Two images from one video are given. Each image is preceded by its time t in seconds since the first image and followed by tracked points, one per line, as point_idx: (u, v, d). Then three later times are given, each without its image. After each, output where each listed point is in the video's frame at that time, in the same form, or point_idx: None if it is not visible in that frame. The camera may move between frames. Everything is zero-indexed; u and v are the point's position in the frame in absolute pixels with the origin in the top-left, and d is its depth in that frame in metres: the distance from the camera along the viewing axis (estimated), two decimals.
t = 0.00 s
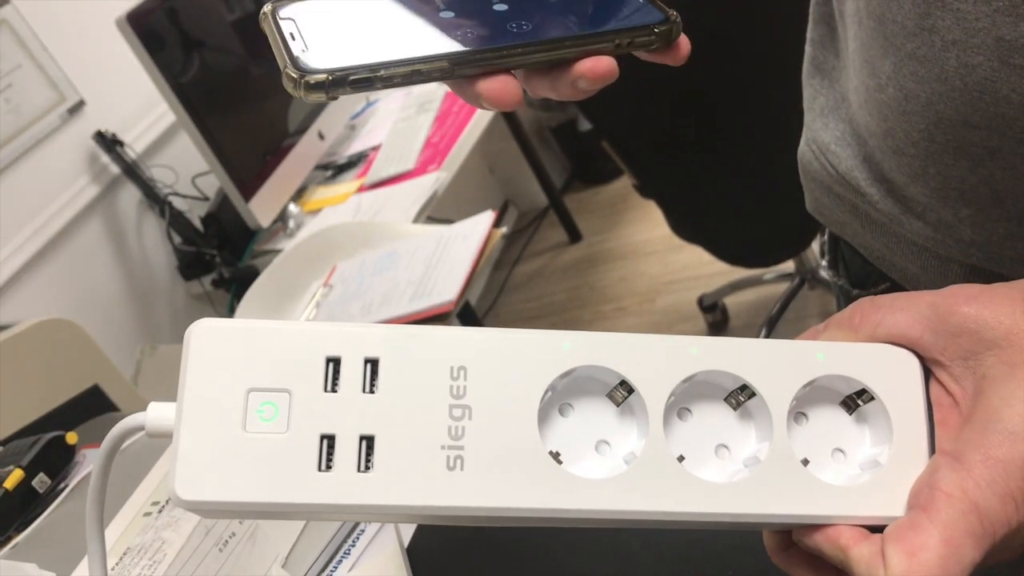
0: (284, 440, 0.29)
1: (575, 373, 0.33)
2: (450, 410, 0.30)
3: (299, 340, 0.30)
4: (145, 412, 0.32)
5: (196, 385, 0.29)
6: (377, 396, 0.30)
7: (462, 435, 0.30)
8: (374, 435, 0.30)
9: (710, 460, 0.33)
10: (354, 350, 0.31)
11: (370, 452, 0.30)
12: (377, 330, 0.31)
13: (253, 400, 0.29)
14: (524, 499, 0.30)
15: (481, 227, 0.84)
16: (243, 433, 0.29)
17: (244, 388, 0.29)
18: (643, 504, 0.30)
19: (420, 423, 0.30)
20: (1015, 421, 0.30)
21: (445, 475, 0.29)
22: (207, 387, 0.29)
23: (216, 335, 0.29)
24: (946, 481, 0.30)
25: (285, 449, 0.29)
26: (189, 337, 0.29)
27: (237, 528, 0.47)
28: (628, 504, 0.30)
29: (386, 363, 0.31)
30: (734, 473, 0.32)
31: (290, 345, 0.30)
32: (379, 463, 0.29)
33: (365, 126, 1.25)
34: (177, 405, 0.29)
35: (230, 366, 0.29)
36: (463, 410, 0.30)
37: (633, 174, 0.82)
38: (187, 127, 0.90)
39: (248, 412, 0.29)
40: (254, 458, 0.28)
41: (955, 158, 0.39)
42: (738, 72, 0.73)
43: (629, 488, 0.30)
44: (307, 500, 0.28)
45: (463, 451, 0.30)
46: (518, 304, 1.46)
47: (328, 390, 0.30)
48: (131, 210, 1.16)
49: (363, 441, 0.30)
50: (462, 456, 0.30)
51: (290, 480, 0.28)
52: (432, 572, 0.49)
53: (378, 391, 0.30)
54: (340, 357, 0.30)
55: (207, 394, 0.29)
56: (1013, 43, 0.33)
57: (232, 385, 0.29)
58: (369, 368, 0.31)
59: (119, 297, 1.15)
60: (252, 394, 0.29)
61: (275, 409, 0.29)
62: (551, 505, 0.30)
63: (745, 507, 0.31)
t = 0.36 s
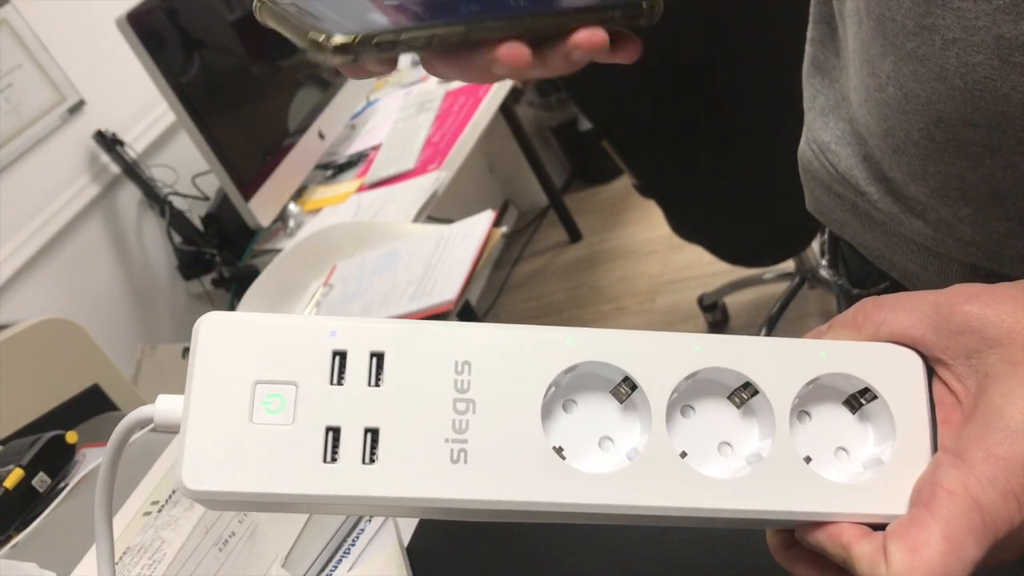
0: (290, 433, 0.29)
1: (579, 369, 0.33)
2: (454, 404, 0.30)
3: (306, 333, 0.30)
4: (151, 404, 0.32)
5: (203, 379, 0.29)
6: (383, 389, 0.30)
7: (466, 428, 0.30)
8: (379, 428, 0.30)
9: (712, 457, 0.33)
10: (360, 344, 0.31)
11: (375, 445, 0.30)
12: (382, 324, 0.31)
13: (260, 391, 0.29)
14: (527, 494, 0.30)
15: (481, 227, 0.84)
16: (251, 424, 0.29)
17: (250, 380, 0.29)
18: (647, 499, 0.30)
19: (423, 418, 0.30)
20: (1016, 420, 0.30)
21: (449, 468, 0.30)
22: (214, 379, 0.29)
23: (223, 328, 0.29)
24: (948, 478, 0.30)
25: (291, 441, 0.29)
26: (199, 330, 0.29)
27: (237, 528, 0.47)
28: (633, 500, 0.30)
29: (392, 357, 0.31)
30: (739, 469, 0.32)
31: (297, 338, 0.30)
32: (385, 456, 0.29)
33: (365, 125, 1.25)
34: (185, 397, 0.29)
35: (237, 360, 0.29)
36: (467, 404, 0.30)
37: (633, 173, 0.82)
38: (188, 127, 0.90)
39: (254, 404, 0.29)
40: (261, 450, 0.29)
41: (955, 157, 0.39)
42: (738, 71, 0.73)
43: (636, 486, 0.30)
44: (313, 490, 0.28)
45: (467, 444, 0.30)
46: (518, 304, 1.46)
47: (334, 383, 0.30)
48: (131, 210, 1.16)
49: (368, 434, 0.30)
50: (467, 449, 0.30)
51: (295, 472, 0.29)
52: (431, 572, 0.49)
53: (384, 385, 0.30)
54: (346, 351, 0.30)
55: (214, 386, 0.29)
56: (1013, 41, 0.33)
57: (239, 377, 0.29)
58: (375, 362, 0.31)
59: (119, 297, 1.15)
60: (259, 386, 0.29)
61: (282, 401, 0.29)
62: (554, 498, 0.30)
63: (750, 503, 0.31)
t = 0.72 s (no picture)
0: (297, 404, 0.29)
1: (582, 354, 0.33)
2: (456, 382, 0.30)
3: (315, 308, 0.30)
4: (164, 375, 0.32)
5: (213, 349, 0.29)
6: (388, 365, 0.30)
7: (468, 406, 0.30)
8: (383, 404, 0.30)
9: (712, 445, 0.33)
10: (367, 321, 0.31)
11: (378, 421, 0.30)
12: (390, 303, 0.31)
13: (268, 364, 0.29)
14: (524, 473, 0.29)
15: (482, 226, 0.84)
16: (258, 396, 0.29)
17: (259, 353, 0.29)
18: (644, 482, 0.30)
19: (424, 400, 0.30)
20: (1015, 408, 0.30)
21: (449, 444, 0.29)
22: (224, 349, 0.29)
23: (237, 301, 0.29)
24: (945, 465, 0.30)
25: (296, 414, 0.29)
26: (210, 303, 0.29)
27: (238, 528, 0.47)
28: (630, 481, 0.30)
29: (398, 335, 0.31)
30: (737, 456, 0.32)
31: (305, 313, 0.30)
32: (387, 431, 0.29)
33: (366, 125, 1.25)
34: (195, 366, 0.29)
35: (247, 333, 0.29)
36: (470, 383, 0.30)
37: (633, 171, 0.82)
38: (188, 126, 0.90)
39: (263, 376, 0.29)
40: (265, 422, 0.28)
41: (955, 155, 0.39)
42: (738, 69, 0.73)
43: (633, 468, 0.30)
44: (315, 463, 0.28)
45: (468, 422, 0.30)
46: (519, 304, 1.46)
47: (340, 357, 0.30)
48: (132, 209, 1.16)
49: (373, 410, 0.30)
50: (468, 426, 0.30)
51: (297, 443, 0.28)
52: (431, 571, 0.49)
53: (390, 361, 0.30)
54: (354, 328, 0.30)
55: (223, 356, 0.29)
56: (1013, 38, 0.33)
57: (249, 348, 0.29)
58: (381, 340, 0.31)
59: (120, 297, 1.15)
60: (268, 359, 0.29)
61: (289, 373, 0.29)
62: (552, 478, 0.30)
63: (747, 488, 0.30)
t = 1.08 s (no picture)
0: (308, 396, 0.29)
1: (601, 351, 0.34)
2: (475, 375, 0.31)
3: (328, 301, 0.31)
4: (165, 367, 0.32)
5: (223, 341, 0.29)
6: (404, 356, 0.31)
7: (487, 400, 0.30)
8: (399, 396, 0.30)
9: (732, 443, 0.33)
10: (380, 312, 0.31)
11: (393, 414, 0.30)
12: (404, 296, 0.32)
13: (278, 353, 0.29)
14: (546, 468, 0.30)
15: (483, 224, 0.84)
16: (270, 385, 0.29)
17: (270, 342, 0.29)
18: (664, 476, 0.30)
19: (442, 393, 0.30)
20: None
21: (468, 438, 0.30)
22: (235, 341, 0.29)
23: (246, 291, 0.30)
24: (971, 461, 0.30)
25: (309, 403, 0.29)
26: (218, 290, 0.29)
27: (240, 527, 0.47)
28: (653, 479, 0.30)
29: (414, 326, 0.31)
30: (758, 452, 0.32)
31: (320, 306, 0.31)
32: (402, 422, 0.29)
33: (367, 125, 1.25)
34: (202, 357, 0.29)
35: (261, 324, 0.30)
36: (488, 376, 0.31)
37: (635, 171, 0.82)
38: (190, 126, 0.90)
39: (273, 365, 0.29)
40: (277, 411, 0.28)
41: (958, 158, 0.39)
42: (740, 68, 0.73)
43: (655, 463, 0.31)
44: (328, 454, 0.28)
45: (487, 416, 0.30)
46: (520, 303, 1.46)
47: (354, 348, 0.31)
48: (133, 209, 1.16)
49: (387, 403, 0.30)
50: (487, 421, 0.30)
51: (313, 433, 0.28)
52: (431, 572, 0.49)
53: (405, 352, 0.31)
54: (367, 318, 0.31)
55: (235, 348, 0.29)
56: (1019, 41, 0.33)
57: (261, 339, 0.29)
58: (397, 331, 0.31)
59: (122, 296, 1.15)
60: (278, 348, 0.29)
61: (300, 364, 0.30)
62: (572, 473, 0.30)
63: (771, 484, 0.31)
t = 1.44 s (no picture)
0: (337, 442, 0.29)
1: (629, 379, 0.33)
2: (504, 413, 0.31)
3: (351, 345, 0.31)
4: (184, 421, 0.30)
5: (246, 392, 0.29)
6: (430, 397, 0.30)
7: (518, 437, 0.30)
8: (428, 438, 0.30)
9: (766, 469, 0.33)
10: (405, 354, 0.31)
11: (423, 456, 0.29)
12: (425, 336, 0.32)
13: (303, 402, 0.29)
14: (584, 500, 0.29)
15: (485, 225, 0.84)
16: (298, 435, 0.28)
17: (296, 391, 0.29)
18: (701, 506, 0.30)
19: (475, 427, 0.30)
20: None
21: (501, 479, 0.29)
22: (259, 393, 0.29)
23: (267, 338, 0.30)
24: (1011, 476, 0.30)
25: (338, 452, 0.28)
26: (239, 337, 0.29)
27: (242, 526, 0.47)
28: (688, 508, 0.30)
29: (438, 365, 0.31)
30: (795, 478, 0.32)
31: (343, 350, 0.30)
32: (433, 466, 0.29)
33: (369, 126, 1.25)
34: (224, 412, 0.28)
35: (284, 374, 0.29)
36: (518, 413, 0.31)
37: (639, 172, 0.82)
38: (192, 125, 0.90)
39: (299, 415, 0.29)
40: (305, 461, 0.28)
41: (964, 158, 0.39)
42: (745, 69, 0.73)
43: (690, 492, 0.30)
44: (358, 504, 0.28)
45: (519, 454, 0.30)
46: (522, 303, 1.46)
47: (379, 392, 0.30)
48: (135, 208, 1.16)
49: (417, 445, 0.30)
50: (519, 459, 0.30)
51: (343, 481, 0.28)
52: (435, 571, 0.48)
53: (431, 393, 0.31)
54: (391, 360, 0.31)
55: (260, 398, 0.29)
56: None
57: (285, 388, 0.29)
58: (421, 370, 0.31)
59: (124, 295, 1.15)
60: (303, 396, 0.29)
61: (326, 411, 0.29)
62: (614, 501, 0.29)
63: (811, 513, 0.30)
